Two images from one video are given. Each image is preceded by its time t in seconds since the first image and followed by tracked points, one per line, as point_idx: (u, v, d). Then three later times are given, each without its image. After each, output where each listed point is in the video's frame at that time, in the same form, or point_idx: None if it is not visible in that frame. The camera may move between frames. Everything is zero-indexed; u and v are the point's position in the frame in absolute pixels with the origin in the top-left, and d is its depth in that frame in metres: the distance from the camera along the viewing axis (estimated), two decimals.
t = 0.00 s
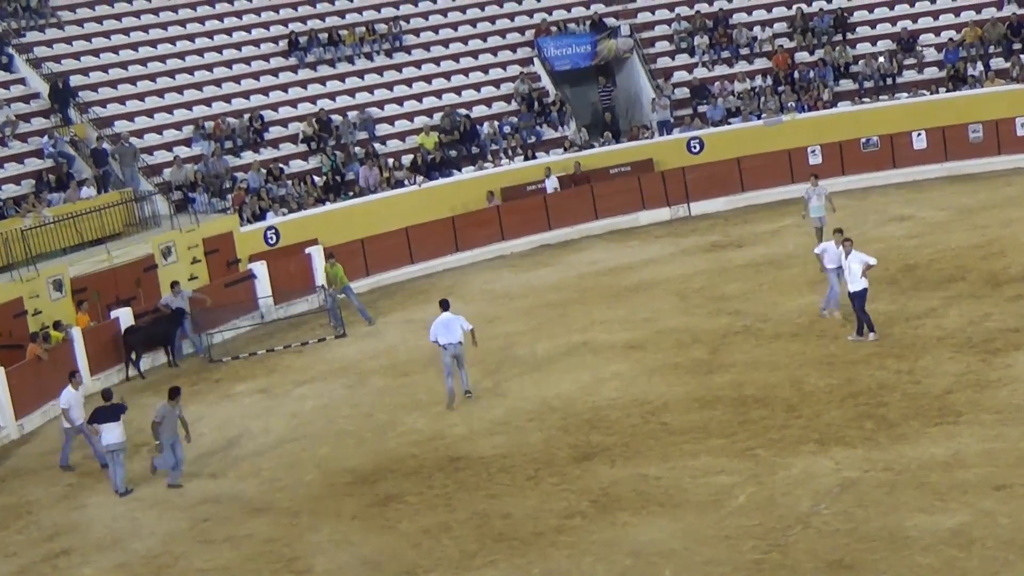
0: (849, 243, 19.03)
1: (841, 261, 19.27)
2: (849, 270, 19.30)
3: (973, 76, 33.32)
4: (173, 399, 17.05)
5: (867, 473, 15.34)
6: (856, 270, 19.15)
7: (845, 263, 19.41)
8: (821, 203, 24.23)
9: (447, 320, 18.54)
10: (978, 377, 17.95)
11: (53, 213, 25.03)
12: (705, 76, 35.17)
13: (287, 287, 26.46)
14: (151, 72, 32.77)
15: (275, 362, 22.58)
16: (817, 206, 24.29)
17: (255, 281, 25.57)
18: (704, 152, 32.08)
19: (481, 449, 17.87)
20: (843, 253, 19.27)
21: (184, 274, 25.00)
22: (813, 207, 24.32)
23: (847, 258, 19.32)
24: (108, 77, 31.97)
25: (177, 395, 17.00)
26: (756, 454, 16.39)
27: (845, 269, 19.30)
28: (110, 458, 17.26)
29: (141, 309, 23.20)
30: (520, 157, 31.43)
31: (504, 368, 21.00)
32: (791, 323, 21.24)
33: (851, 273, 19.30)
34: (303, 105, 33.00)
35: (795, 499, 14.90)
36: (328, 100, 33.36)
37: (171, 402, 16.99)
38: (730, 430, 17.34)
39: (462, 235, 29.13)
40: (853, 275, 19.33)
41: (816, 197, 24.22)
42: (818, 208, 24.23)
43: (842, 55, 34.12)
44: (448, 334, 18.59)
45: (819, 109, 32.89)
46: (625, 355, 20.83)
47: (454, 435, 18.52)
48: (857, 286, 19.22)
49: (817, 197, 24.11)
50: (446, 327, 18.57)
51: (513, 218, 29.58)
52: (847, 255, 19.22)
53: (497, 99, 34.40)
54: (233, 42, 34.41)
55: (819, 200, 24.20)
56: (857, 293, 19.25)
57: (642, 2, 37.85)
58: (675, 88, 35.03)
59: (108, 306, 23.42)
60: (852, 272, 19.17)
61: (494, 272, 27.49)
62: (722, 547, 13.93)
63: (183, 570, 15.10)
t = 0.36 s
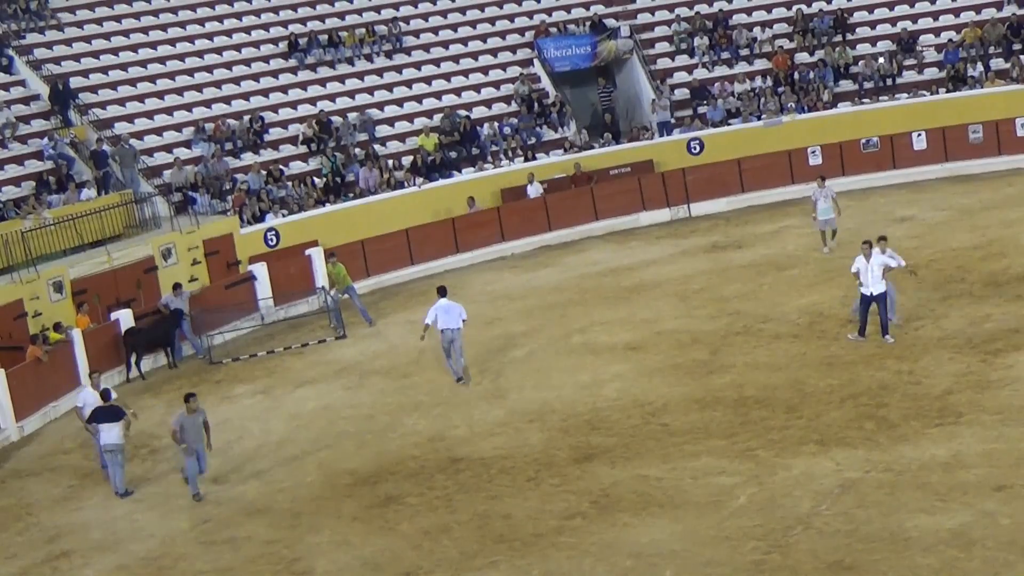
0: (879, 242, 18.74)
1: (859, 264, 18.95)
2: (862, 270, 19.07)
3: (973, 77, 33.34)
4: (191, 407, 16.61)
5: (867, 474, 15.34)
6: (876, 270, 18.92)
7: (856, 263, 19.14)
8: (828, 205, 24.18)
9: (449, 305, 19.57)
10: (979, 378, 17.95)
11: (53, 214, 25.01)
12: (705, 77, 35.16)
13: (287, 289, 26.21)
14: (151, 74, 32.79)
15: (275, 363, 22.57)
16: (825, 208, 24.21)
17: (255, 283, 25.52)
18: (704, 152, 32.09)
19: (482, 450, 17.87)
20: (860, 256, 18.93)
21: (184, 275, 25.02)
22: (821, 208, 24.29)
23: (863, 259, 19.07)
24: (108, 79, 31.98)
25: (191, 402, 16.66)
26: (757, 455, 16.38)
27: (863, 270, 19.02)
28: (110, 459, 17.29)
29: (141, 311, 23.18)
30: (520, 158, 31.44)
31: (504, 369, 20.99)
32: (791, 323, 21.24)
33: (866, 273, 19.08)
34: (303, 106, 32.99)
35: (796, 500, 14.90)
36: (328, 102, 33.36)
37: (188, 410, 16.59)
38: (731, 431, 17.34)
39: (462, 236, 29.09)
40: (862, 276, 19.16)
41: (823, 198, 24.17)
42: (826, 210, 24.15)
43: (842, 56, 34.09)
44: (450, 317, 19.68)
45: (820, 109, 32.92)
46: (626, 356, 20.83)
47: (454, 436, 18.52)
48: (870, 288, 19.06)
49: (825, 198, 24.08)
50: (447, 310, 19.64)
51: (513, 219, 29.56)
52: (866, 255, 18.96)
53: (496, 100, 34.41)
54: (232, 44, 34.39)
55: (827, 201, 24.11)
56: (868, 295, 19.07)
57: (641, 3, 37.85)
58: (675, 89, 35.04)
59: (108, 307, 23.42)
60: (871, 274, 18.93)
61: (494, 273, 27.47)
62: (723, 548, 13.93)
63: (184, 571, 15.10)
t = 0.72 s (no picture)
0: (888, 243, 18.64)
1: (873, 266, 18.64)
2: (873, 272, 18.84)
3: (974, 78, 33.34)
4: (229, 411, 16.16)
5: (869, 476, 15.33)
6: (889, 271, 18.76)
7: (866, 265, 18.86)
8: (842, 209, 23.97)
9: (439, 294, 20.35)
10: (980, 379, 17.94)
11: (54, 216, 24.98)
12: (707, 78, 35.14)
13: (288, 290, 26.27)
14: (152, 75, 32.81)
15: (276, 365, 22.56)
16: (840, 211, 24.01)
17: (256, 285, 25.53)
18: (705, 154, 32.13)
19: (483, 451, 17.86)
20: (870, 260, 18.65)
21: (185, 277, 25.02)
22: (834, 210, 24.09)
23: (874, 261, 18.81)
24: (109, 81, 31.98)
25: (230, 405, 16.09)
26: (758, 456, 16.38)
27: (876, 272, 18.75)
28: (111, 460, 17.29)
29: (143, 312, 23.18)
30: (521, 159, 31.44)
31: (505, 370, 20.98)
32: (792, 325, 21.22)
33: (877, 274, 18.88)
34: (304, 107, 32.97)
35: (797, 502, 14.89)
36: (329, 103, 33.37)
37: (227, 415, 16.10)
38: (732, 432, 17.33)
39: (464, 237, 28.98)
40: (872, 277, 18.97)
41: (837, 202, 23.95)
42: (840, 213, 23.94)
43: (844, 57, 34.09)
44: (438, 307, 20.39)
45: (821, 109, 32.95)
46: (627, 358, 20.82)
47: (455, 437, 18.52)
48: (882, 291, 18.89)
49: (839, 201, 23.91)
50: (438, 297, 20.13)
51: (514, 220, 29.53)
52: (879, 256, 18.70)
53: (498, 102, 34.41)
54: (234, 45, 34.38)
55: (841, 203, 23.90)
56: (879, 296, 18.89)
57: (642, 4, 37.85)
58: (676, 91, 35.04)
59: (109, 309, 23.38)
60: (886, 275, 18.73)
61: (495, 274, 27.46)
62: (724, 549, 13.92)
63: (185, 572, 15.10)
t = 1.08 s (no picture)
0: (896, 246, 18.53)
1: (888, 269, 18.43)
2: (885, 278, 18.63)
3: (977, 79, 33.31)
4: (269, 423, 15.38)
5: (871, 476, 15.33)
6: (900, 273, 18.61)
7: (876, 274, 18.62)
8: (858, 209, 23.82)
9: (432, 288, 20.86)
10: (983, 380, 17.93)
11: (57, 217, 24.95)
12: (709, 78, 35.12)
13: (291, 291, 26.20)
14: (155, 76, 32.80)
15: (278, 365, 22.56)
16: (854, 211, 23.88)
17: (259, 286, 25.48)
18: (707, 155, 32.13)
19: (486, 452, 17.87)
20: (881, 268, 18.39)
21: (188, 278, 25.02)
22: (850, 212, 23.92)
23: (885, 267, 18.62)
24: (111, 82, 32.02)
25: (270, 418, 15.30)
26: (761, 457, 16.38)
27: (890, 276, 18.55)
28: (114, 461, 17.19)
29: (146, 313, 23.15)
30: (524, 160, 31.42)
31: (507, 371, 20.97)
32: (795, 326, 21.20)
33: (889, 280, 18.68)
34: (306, 108, 32.94)
35: (800, 502, 14.88)
36: (332, 104, 33.37)
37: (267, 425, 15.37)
38: (734, 433, 17.33)
39: (466, 238, 28.89)
40: (883, 284, 18.75)
41: (853, 203, 23.79)
42: (856, 214, 23.82)
43: (846, 58, 34.09)
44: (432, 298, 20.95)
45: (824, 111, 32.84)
46: (630, 358, 20.81)
47: (459, 438, 18.53)
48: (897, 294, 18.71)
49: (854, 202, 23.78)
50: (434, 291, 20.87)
51: (518, 220, 29.51)
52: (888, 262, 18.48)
53: (500, 102, 34.41)
54: (236, 46, 34.41)
55: (857, 204, 23.78)
56: (896, 301, 18.71)
57: (645, 4, 37.82)
58: (679, 91, 35.01)
59: (111, 310, 23.36)
60: (899, 278, 18.58)
61: (498, 274, 27.45)
62: (726, 550, 13.92)
63: (187, 573, 15.12)
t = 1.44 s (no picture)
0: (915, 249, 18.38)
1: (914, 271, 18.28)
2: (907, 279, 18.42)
3: (982, 80, 33.27)
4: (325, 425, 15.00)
5: (877, 477, 15.30)
6: (917, 276, 18.57)
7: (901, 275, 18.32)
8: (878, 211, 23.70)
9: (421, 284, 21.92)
10: (989, 381, 17.89)
11: (62, 216, 24.91)
12: (714, 79, 35.10)
13: (296, 289, 26.06)
14: (161, 76, 32.84)
15: (282, 365, 22.55)
16: (874, 213, 23.71)
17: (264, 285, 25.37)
18: (712, 156, 32.08)
19: (492, 452, 17.87)
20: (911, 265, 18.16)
21: (193, 277, 24.98)
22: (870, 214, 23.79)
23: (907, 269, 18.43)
24: (117, 81, 32.03)
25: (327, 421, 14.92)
26: (766, 457, 16.36)
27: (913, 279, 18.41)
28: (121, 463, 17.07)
29: (151, 313, 23.11)
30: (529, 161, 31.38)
31: (511, 371, 20.95)
32: (800, 327, 21.16)
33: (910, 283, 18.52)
34: (312, 108, 32.93)
35: (804, 503, 14.86)
36: (336, 104, 33.37)
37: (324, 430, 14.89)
38: (740, 434, 17.31)
39: (471, 238, 28.86)
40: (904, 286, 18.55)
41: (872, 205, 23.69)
42: (876, 216, 23.67)
43: (851, 58, 34.08)
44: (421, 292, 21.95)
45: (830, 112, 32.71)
46: (635, 358, 20.80)
47: (464, 439, 18.52)
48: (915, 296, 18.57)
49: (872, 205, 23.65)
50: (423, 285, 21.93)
51: (523, 220, 29.48)
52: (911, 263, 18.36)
53: (505, 103, 34.39)
54: (242, 46, 34.44)
55: (876, 206, 23.64)
56: (917, 304, 18.57)
57: (650, 5, 37.83)
58: (684, 92, 34.97)
59: (117, 309, 23.32)
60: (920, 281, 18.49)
61: (502, 275, 27.45)
62: (732, 551, 13.89)
63: (192, 573, 15.11)
